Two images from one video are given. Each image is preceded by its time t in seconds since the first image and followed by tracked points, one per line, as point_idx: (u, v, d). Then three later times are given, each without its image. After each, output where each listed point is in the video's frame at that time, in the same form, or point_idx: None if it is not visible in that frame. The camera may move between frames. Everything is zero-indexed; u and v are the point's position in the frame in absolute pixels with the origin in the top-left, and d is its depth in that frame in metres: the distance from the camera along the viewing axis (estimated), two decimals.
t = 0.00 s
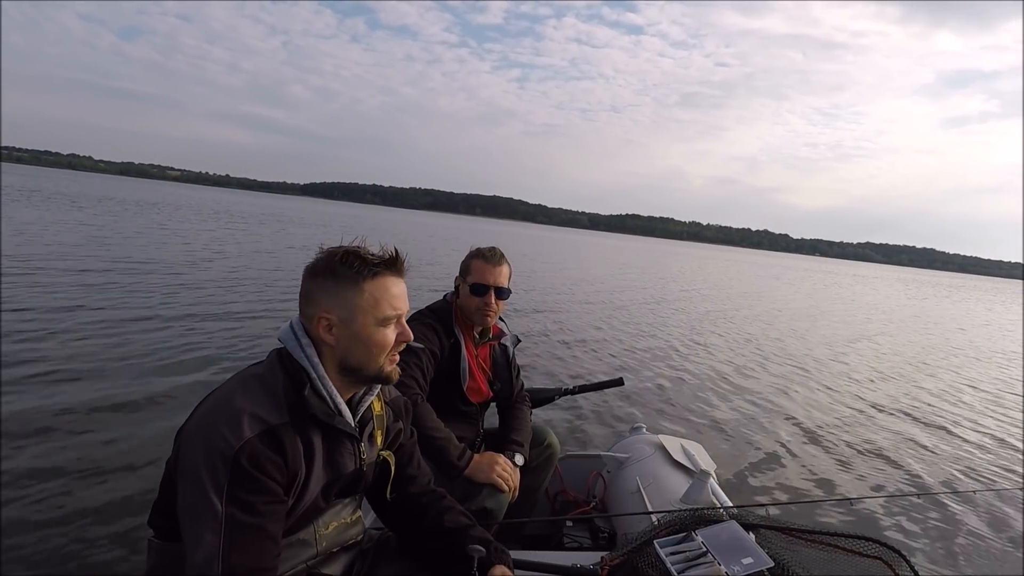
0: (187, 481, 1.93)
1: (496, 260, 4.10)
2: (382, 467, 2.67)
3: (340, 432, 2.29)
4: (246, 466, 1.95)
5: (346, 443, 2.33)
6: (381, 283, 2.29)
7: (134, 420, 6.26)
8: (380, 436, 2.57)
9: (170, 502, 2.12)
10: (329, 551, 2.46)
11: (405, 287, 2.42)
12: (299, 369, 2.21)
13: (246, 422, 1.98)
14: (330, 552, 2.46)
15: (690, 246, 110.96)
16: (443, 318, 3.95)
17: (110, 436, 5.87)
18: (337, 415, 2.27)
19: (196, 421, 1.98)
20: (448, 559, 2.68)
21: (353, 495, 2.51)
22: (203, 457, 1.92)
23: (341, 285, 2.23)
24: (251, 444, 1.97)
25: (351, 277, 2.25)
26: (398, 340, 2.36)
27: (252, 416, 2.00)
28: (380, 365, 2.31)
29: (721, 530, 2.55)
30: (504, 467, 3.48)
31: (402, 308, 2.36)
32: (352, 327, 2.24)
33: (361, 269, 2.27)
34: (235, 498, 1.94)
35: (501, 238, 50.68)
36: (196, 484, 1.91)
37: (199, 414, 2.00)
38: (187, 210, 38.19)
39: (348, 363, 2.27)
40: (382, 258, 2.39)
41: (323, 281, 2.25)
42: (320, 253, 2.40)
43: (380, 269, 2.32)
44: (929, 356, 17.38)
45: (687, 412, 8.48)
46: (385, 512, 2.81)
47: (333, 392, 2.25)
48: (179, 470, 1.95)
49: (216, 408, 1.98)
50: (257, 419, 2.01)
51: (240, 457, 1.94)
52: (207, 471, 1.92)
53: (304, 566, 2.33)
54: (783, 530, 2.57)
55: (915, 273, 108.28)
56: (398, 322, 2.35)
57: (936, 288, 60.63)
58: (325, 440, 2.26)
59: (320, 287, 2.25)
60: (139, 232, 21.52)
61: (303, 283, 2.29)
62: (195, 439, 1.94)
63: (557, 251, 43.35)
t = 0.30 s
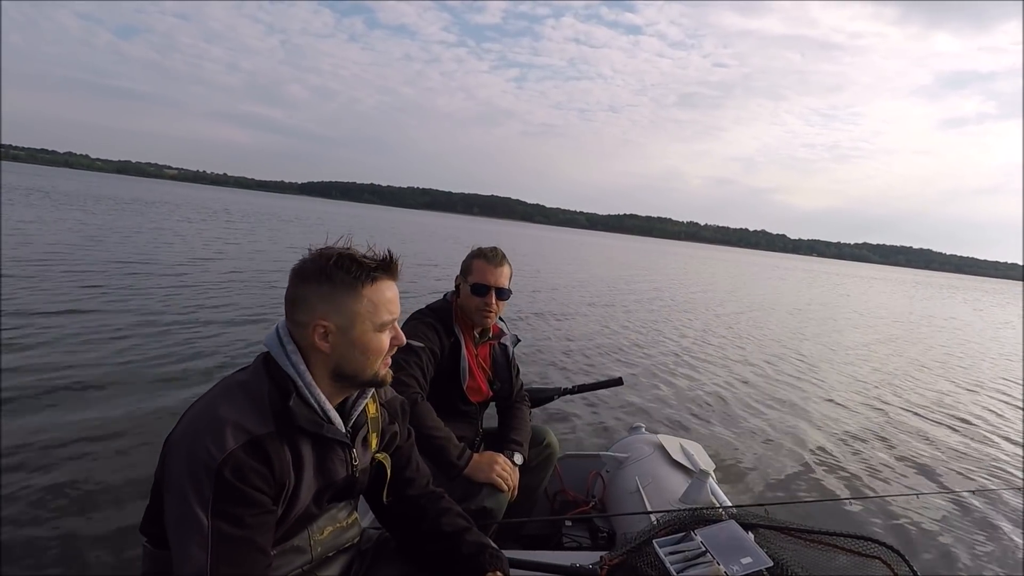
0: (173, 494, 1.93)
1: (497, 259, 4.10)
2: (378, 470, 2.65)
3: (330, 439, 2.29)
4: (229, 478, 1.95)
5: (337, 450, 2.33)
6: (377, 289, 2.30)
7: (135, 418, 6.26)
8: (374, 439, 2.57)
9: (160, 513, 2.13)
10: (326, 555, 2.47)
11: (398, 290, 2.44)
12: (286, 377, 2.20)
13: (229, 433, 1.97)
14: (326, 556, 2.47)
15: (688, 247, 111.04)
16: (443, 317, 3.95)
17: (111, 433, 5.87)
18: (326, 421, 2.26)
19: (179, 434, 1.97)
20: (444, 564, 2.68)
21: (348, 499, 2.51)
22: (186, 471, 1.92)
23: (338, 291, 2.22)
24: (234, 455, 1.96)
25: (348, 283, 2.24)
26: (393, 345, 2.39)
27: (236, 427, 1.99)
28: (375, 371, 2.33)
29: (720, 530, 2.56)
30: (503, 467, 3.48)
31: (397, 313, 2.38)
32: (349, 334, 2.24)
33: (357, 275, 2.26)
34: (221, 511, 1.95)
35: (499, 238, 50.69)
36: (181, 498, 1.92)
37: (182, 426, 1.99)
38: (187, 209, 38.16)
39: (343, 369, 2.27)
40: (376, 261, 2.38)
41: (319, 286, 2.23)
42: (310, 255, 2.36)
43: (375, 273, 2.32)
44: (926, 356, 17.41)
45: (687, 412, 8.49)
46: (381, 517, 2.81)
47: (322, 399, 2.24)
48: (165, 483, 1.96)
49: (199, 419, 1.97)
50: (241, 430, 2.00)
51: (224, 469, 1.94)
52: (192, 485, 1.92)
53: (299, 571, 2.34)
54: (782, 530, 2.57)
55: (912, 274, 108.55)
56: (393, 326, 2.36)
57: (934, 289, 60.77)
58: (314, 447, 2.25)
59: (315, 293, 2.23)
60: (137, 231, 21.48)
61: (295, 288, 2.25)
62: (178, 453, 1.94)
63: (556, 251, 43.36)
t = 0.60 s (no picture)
0: (170, 496, 1.92)
1: (495, 257, 4.10)
2: (377, 469, 2.65)
3: (328, 439, 2.29)
4: (227, 479, 1.94)
5: (336, 451, 2.33)
6: (382, 292, 2.31)
7: (135, 422, 6.26)
8: (373, 439, 2.57)
9: (158, 516, 2.12)
10: (325, 554, 2.47)
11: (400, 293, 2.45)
12: (286, 379, 2.19)
13: (225, 434, 1.96)
14: (326, 556, 2.47)
15: (686, 248, 111.22)
16: (442, 316, 3.94)
17: (111, 437, 5.87)
18: (324, 422, 2.26)
19: (176, 436, 1.97)
20: (444, 564, 2.68)
21: (347, 499, 2.51)
22: (184, 472, 1.92)
23: (344, 294, 2.23)
24: (232, 456, 1.96)
25: (354, 286, 2.25)
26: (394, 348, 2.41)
27: (232, 428, 1.98)
28: (378, 373, 2.35)
29: (720, 530, 2.56)
30: (503, 467, 3.48)
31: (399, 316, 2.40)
32: (355, 337, 2.25)
33: (363, 277, 2.27)
34: (220, 512, 1.95)
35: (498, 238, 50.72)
36: (179, 500, 1.91)
37: (178, 428, 1.99)
38: (185, 208, 38.10)
39: (348, 373, 2.27)
40: (380, 264, 2.39)
41: (325, 289, 2.23)
42: (313, 257, 2.36)
43: (381, 276, 2.33)
44: (924, 358, 17.46)
45: (685, 412, 8.51)
46: (380, 517, 2.81)
47: (321, 401, 2.23)
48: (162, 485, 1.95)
49: (195, 421, 1.97)
50: (238, 431, 1.99)
51: (221, 469, 1.93)
52: (189, 486, 1.92)
53: (298, 571, 2.34)
54: (782, 530, 2.58)
55: (909, 276, 108.87)
56: (396, 329, 2.38)
57: (931, 291, 60.90)
58: (313, 448, 2.25)
59: (321, 296, 2.22)
60: (135, 230, 21.45)
61: (300, 290, 2.24)
62: (175, 455, 1.94)
63: (554, 251, 43.36)
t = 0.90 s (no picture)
0: (173, 493, 1.92)
1: (493, 257, 4.11)
2: (376, 468, 2.65)
3: (330, 436, 2.29)
4: (229, 474, 1.94)
5: (337, 448, 2.33)
6: (384, 292, 2.31)
7: (135, 420, 6.27)
8: (373, 437, 2.57)
9: (160, 514, 2.12)
10: (325, 554, 2.46)
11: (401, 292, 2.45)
12: (288, 376, 2.19)
13: (228, 431, 1.96)
14: (326, 554, 2.47)
15: (684, 247, 111.35)
16: (441, 316, 3.94)
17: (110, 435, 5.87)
18: (326, 420, 2.26)
19: (179, 432, 1.97)
20: (443, 563, 2.67)
21: (348, 498, 2.51)
22: (186, 469, 1.91)
23: (346, 294, 2.23)
24: (234, 451, 1.96)
25: (356, 285, 2.24)
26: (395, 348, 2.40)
27: (236, 424, 1.99)
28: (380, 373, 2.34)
29: (720, 530, 2.56)
30: (502, 466, 3.48)
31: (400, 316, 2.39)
32: (358, 336, 2.24)
33: (364, 277, 2.26)
34: (221, 508, 1.94)
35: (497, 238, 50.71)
36: (181, 497, 1.91)
37: (182, 425, 1.98)
38: (184, 209, 38.10)
39: (351, 371, 2.27)
40: (383, 263, 2.38)
41: (327, 289, 2.22)
42: (316, 256, 2.35)
43: (383, 276, 2.32)
44: (922, 356, 17.50)
45: (684, 412, 8.51)
46: (379, 516, 2.80)
47: (323, 398, 2.23)
48: (164, 481, 1.95)
49: (198, 417, 1.97)
50: (241, 427, 1.99)
51: (224, 466, 1.93)
52: (191, 482, 1.91)
53: (298, 569, 2.34)
54: (782, 530, 2.58)
55: (906, 276, 109.17)
56: (397, 327, 2.38)
57: (930, 291, 60.96)
58: (314, 445, 2.24)
59: (324, 294, 2.22)
60: (133, 231, 21.39)
61: (303, 289, 2.24)
62: (177, 451, 1.93)
63: (553, 251, 43.36)
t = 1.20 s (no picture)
0: (173, 491, 1.91)
1: (491, 257, 4.11)
2: (376, 467, 2.65)
3: (330, 435, 2.28)
4: (231, 472, 1.94)
5: (337, 447, 2.33)
6: (386, 297, 2.28)
7: (133, 420, 6.27)
8: (372, 437, 2.57)
9: (160, 512, 2.11)
10: (324, 553, 2.46)
11: (404, 300, 2.40)
12: (288, 373, 2.19)
13: (230, 429, 1.96)
14: (325, 553, 2.47)
15: (683, 246, 111.30)
16: (440, 317, 3.93)
17: (109, 434, 5.87)
18: (326, 419, 2.25)
19: (181, 429, 1.96)
20: (442, 562, 2.67)
21: (347, 498, 2.51)
22: (187, 467, 1.91)
23: (346, 295, 2.21)
24: (236, 450, 1.95)
25: (357, 288, 2.23)
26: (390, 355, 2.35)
27: (237, 422, 1.98)
28: (371, 377, 2.30)
29: (719, 530, 2.56)
30: (501, 466, 3.47)
31: (399, 324, 2.35)
32: (352, 337, 2.22)
33: (366, 280, 2.24)
34: (222, 506, 1.94)
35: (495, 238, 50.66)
36: (181, 495, 1.90)
37: (182, 423, 1.98)
38: (184, 209, 38.07)
39: (342, 371, 2.25)
40: (390, 269, 2.36)
41: (329, 287, 2.22)
42: (327, 254, 2.36)
43: (387, 281, 2.30)
44: (921, 355, 17.47)
45: (684, 412, 8.52)
46: (379, 515, 2.80)
47: (322, 395, 2.23)
48: (165, 479, 1.94)
49: (199, 415, 1.96)
50: (242, 425, 1.99)
51: (225, 463, 1.93)
52: (192, 480, 1.91)
53: (298, 568, 2.33)
54: (781, 530, 2.58)
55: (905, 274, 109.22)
56: (395, 335, 2.34)
57: (930, 289, 60.95)
58: (315, 443, 2.24)
59: (324, 292, 2.22)
60: (131, 231, 21.33)
61: (307, 284, 2.25)
62: (179, 449, 1.93)
63: (553, 250, 43.31)
